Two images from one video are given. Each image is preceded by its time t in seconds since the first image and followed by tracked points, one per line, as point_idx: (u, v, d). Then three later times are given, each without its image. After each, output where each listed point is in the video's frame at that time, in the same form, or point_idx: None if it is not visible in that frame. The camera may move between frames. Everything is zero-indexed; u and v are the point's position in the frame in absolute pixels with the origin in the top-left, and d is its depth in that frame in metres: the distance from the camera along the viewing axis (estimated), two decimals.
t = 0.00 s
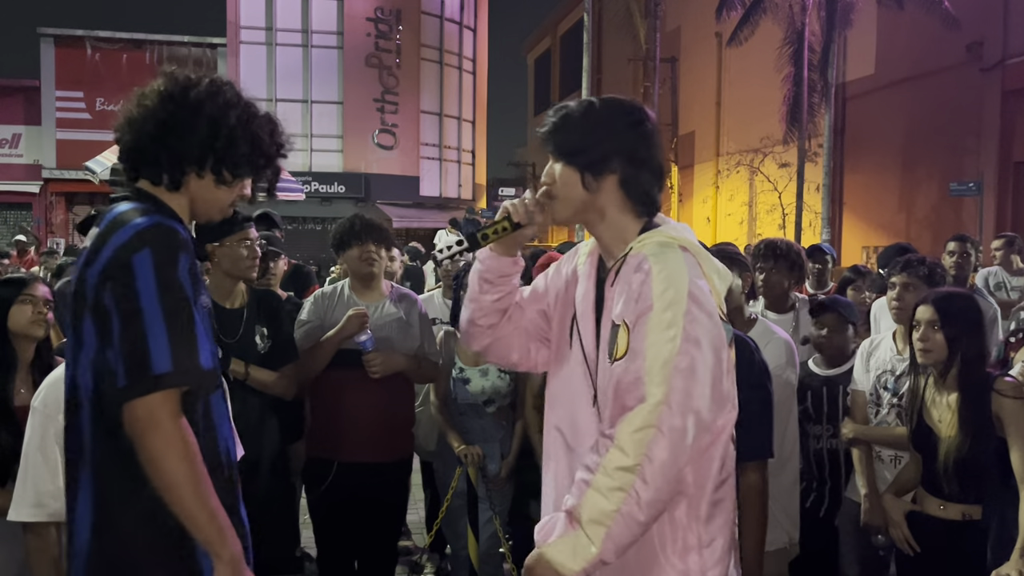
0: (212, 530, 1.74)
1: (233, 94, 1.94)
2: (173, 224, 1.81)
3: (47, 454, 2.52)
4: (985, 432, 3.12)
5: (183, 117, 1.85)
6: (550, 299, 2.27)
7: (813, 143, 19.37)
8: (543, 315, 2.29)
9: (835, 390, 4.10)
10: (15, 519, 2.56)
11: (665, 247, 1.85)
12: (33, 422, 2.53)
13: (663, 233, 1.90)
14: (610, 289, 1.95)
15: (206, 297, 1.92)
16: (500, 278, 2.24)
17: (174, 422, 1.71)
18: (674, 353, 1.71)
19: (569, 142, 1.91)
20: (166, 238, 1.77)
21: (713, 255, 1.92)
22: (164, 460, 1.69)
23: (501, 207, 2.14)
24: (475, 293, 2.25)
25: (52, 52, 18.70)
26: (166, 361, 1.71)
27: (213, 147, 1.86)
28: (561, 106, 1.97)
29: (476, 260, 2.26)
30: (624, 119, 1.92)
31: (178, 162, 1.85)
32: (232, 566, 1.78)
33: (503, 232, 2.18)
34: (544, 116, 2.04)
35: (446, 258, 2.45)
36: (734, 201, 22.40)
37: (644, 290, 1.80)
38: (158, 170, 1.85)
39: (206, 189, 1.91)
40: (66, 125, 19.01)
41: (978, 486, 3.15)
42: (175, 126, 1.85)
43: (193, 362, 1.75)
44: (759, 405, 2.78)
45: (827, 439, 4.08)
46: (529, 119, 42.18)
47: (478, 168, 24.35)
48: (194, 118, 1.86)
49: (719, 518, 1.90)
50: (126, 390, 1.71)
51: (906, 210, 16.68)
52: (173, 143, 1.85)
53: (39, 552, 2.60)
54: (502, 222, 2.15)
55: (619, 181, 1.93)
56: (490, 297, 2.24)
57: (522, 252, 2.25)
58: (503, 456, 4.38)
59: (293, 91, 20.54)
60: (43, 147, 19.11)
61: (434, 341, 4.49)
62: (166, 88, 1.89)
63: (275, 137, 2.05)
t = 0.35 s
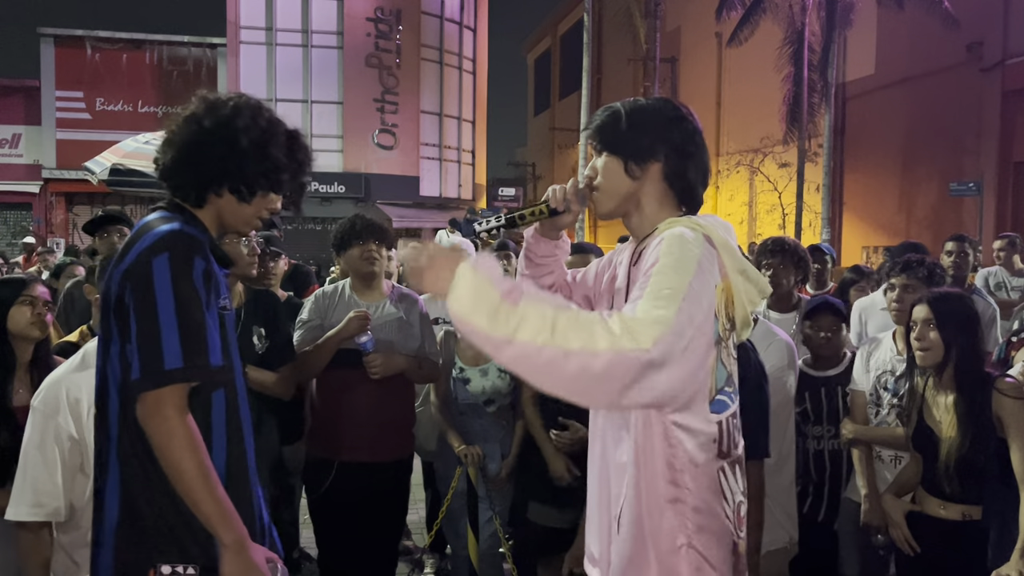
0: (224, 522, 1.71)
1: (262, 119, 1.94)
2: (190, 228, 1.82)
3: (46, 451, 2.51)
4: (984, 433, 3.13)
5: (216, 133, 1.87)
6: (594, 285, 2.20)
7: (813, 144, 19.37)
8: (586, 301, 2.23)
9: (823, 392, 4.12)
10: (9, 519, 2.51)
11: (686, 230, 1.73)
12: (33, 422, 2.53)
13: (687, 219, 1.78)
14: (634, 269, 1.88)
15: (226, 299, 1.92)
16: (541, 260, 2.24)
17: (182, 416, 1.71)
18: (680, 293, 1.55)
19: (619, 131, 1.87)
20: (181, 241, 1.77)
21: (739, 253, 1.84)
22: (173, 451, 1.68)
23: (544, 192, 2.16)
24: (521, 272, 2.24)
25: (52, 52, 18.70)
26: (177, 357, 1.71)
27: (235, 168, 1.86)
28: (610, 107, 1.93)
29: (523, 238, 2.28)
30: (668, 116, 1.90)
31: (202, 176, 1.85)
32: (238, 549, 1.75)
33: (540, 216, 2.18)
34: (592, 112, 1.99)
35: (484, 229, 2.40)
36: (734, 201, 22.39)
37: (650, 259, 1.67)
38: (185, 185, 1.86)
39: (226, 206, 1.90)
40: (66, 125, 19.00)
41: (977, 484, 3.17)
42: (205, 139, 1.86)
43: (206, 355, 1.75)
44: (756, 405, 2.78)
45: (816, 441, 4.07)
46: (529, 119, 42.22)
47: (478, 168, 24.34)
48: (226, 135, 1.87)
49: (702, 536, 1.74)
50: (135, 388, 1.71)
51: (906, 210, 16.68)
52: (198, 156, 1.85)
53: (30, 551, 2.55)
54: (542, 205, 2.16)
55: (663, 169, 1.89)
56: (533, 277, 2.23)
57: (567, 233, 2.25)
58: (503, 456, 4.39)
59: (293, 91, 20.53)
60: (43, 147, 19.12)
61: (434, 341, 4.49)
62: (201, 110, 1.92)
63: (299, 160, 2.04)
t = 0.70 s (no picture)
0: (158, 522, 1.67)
1: (259, 108, 1.90)
2: (181, 224, 1.82)
3: (40, 449, 2.50)
4: (983, 432, 3.12)
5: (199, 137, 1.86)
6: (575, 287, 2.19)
7: (813, 144, 19.38)
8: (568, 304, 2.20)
9: (811, 392, 4.07)
10: None
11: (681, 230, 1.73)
12: (29, 419, 2.52)
13: (683, 220, 1.81)
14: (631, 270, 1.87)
15: (222, 296, 1.87)
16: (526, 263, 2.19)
17: (139, 412, 1.68)
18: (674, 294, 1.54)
19: (597, 142, 1.86)
20: (166, 237, 1.77)
21: (732, 248, 1.84)
22: (121, 447, 1.66)
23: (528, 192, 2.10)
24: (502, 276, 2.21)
25: (52, 52, 18.69)
26: (139, 351, 1.69)
27: (224, 166, 1.84)
28: (592, 109, 1.93)
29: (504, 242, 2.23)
30: (652, 120, 1.91)
31: (194, 183, 1.88)
32: (167, 557, 1.68)
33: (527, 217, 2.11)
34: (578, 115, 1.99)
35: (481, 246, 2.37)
36: (734, 201, 22.40)
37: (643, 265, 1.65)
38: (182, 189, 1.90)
39: (224, 206, 1.90)
40: (66, 125, 19.00)
41: (976, 486, 3.16)
42: (190, 148, 1.87)
43: (171, 353, 1.72)
44: (753, 405, 2.78)
45: (798, 443, 4.02)
46: (529, 119, 42.26)
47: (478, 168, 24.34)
48: (209, 136, 1.85)
49: (693, 515, 1.73)
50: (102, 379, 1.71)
51: (906, 210, 16.67)
52: (186, 164, 1.87)
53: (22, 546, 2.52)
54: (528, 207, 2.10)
55: (650, 175, 1.89)
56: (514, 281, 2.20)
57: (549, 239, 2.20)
58: (503, 457, 4.41)
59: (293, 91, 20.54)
60: (43, 147, 19.11)
61: (434, 341, 4.50)
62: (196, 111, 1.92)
63: (308, 152, 1.98)
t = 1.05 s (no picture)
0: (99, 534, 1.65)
1: (240, 93, 1.88)
2: (149, 228, 1.78)
3: (35, 452, 2.48)
4: (981, 433, 3.12)
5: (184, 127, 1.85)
6: (614, 297, 2.20)
7: (813, 144, 19.38)
8: (608, 313, 2.23)
9: (795, 393, 4.00)
10: None
11: (715, 242, 1.72)
12: (26, 422, 2.51)
13: (712, 230, 1.79)
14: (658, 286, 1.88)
15: (195, 298, 1.80)
16: (562, 279, 2.21)
17: (90, 424, 1.66)
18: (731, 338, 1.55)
19: (629, 139, 1.85)
20: (129, 240, 1.73)
21: (766, 261, 1.83)
22: (68, 459, 1.64)
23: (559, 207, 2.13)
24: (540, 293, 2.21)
25: (52, 52, 18.69)
26: (88, 360, 1.66)
27: (209, 155, 1.81)
28: (618, 113, 1.92)
29: (539, 262, 2.25)
30: (685, 120, 1.89)
31: (179, 179, 1.86)
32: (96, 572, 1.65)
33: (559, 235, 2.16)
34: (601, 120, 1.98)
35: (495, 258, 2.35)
36: (734, 201, 22.39)
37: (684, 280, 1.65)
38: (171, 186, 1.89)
39: (214, 198, 1.87)
40: (66, 125, 19.00)
41: (978, 485, 3.15)
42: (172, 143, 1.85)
43: (120, 363, 1.68)
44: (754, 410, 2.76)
45: (795, 439, 3.94)
46: (529, 119, 42.27)
47: (478, 168, 24.33)
48: (194, 125, 1.84)
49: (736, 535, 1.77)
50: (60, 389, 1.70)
51: (906, 210, 16.67)
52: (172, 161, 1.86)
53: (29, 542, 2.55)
54: (559, 224, 2.14)
55: (680, 177, 1.88)
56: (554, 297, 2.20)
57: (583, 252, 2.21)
58: (503, 457, 4.40)
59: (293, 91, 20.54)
60: (43, 147, 19.10)
61: (435, 340, 4.51)
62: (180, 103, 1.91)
63: (297, 137, 1.95)
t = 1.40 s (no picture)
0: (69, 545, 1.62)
1: (248, 83, 1.87)
2: (126, 228, 1.72)
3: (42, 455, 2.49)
4: (983, 432, 3.12)
5: (188, 110, 1.82)
6: (552, 291, 2.28)
7: (813, 144, 19.37)
8: (542, 305, 2.30)
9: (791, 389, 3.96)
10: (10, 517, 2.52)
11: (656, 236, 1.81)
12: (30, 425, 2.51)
13: (656, 227, 1.86)
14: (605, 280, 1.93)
15: (179, 301, 1.78)
16: (497, 265, 2.32)
17: (62, 431, 1.62)
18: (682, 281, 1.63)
19: (569, 134, 1.90)
20: (105, 238, 1.68)
21: (705, 252, 1.84)
22: (43, 466, 1.61)
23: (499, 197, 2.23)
24: (474, 277, 2.33)
25: (52, 52, 18.67)
26: (47, 372, 1.62)
27: (211, 142, 1.79)
28: (567, 107, 1.96)
29: (477, 247, 2.36)
30: (625, 120, 1.93)
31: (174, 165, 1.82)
32: None
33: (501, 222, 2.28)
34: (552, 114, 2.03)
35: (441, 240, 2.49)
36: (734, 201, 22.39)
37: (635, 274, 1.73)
38: (163, 176, 1.85)
39: (208, 189, 1.84)
40: (66, 125, 19.00)
41: (979, 485, 3.14)
42: (171, 126, 1.82)
43: (84, 372, 1.62)
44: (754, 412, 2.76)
45: (791, 436, 3.89)
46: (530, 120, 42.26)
47: (478, 168, 24.33)
48: (197, 109, 1.81)
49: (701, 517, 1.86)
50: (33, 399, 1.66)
51: (906, 210, 16.67)
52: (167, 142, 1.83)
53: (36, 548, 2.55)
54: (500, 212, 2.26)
55: (621, 177, 1.91)
56: (487, 281, 2.33)
57: (521, 240, 2.34)
58: (502, 457, 4.42)
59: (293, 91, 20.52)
60: (43, 147, 19.11)
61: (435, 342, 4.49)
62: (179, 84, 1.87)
63: (300, 128, 1.95)
